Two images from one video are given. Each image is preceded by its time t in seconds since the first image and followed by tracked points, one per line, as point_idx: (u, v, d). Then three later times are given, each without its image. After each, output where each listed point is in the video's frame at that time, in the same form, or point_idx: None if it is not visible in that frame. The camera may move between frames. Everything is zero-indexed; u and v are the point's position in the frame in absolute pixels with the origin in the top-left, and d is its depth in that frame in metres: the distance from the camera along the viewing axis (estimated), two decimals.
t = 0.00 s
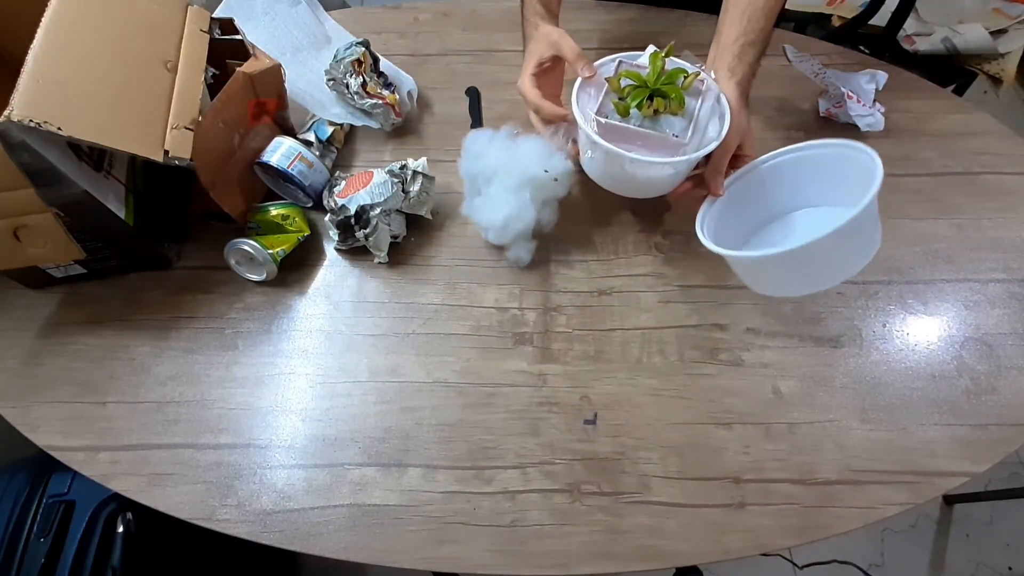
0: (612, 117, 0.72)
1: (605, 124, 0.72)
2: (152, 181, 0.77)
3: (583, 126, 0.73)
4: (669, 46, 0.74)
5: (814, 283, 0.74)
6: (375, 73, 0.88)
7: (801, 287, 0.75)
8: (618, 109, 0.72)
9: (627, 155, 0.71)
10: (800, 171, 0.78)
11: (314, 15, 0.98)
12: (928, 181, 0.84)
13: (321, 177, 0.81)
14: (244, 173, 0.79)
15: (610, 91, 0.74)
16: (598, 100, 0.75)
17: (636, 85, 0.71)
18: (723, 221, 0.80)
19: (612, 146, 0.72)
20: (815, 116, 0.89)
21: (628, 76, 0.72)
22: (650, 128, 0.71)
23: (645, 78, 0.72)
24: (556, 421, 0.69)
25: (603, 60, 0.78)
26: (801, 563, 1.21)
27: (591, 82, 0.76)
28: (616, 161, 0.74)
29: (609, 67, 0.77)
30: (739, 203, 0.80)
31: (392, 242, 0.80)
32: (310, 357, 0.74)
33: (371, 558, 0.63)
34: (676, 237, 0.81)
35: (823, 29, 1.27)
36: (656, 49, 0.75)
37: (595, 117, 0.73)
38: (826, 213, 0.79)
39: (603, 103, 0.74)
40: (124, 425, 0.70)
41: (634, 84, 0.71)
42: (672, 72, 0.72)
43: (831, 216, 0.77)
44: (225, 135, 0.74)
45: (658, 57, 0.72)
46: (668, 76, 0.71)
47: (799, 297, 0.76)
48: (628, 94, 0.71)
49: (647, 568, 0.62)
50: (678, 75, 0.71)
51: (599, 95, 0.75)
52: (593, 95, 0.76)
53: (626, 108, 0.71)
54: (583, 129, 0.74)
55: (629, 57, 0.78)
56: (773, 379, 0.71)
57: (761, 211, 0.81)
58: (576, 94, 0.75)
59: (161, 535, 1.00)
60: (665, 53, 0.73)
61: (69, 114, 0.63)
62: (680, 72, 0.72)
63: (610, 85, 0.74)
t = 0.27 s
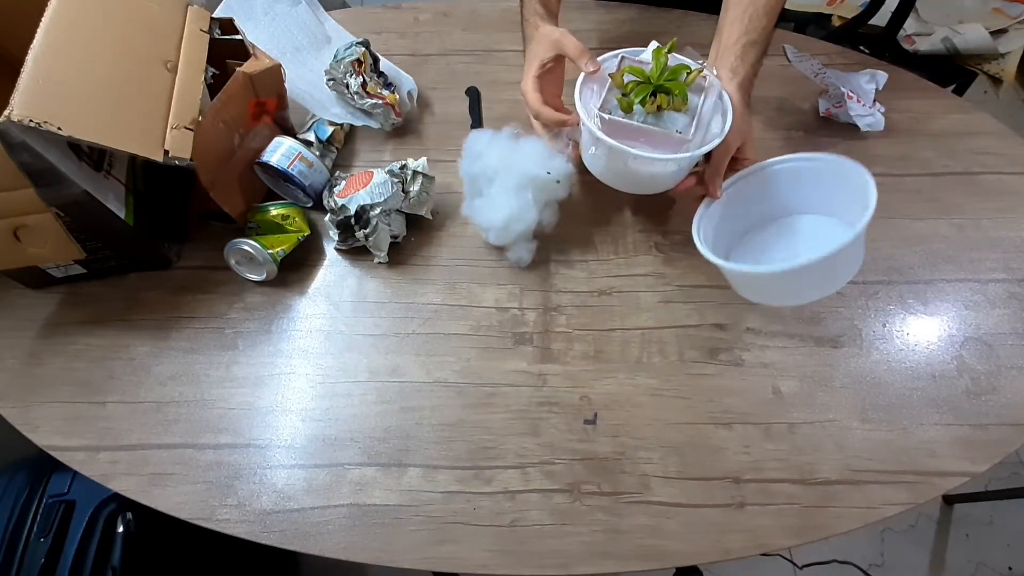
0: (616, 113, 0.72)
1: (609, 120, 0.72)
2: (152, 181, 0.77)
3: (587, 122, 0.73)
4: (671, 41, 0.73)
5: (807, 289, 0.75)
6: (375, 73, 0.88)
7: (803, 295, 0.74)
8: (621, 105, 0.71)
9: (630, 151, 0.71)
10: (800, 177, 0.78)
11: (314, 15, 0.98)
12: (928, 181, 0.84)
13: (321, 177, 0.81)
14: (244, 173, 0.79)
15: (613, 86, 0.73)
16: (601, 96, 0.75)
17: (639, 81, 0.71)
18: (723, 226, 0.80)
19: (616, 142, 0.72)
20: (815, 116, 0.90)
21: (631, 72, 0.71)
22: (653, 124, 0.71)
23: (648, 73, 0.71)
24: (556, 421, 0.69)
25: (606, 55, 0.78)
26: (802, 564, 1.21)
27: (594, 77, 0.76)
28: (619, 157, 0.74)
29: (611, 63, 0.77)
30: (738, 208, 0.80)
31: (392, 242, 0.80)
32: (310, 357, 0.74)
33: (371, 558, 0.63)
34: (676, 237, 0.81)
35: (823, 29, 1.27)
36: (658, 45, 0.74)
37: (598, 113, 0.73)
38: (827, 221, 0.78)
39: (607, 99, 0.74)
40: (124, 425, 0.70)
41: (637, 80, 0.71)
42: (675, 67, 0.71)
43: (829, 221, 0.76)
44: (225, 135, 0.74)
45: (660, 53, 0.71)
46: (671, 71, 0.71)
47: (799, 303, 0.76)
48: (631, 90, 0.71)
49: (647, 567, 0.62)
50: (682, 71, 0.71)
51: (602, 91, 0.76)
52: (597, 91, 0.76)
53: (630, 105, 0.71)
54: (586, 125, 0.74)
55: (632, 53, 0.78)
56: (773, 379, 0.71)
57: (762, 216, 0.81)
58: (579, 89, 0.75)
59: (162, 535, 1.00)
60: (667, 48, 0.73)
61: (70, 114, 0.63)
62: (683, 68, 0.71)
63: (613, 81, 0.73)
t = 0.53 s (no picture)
0: (615, 109, 0.72)
1: (608, 116, 0.72)
2: (152, 181, 0.77)
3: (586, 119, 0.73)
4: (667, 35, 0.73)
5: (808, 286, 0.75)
6: (375, 73, 0.88)
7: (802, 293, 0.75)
8: (620, 100, 0.71)
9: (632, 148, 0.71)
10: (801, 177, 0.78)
11: (314, 15, 0.98)
12: (928, 181, 0.84)
13: (321, 177, 0.81)
14: (245, 173, 0.79)
15: (611, 82, 0.73)
16: (599, 92, 0.75)
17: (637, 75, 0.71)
18: (722, 224, 0.80)
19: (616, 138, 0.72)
20: (814, 116, 0.90)
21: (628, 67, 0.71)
22: (654, 119, 0.71)
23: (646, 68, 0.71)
24: (556, 421, 0.69)
25: (603, 53, 0.78)
26: (802, 563, 1.21)
27: (592, 74, 0.76)
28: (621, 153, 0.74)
29: (609, 59, 0.77)
30: (738, 206, 0.80)
31: (392, 242, 0.80)
32: (310, 357, 0.74)
33: (371, 558, 0.63)
34: (676, 237, 0.81)
35: (823, 29, 1.27)
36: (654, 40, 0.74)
37: (597, 110, 0.73)
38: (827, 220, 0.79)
39: (606, 95, 0.73)
40: (124, 425, 0.70)
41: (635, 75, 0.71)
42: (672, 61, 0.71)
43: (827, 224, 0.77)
44: (225, 135, 0.75)
45: (657, 47, 0.71)
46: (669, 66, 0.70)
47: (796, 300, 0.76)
48: (630, 86, 0.71)
49: (647, 568, 0.62)
50: (680, 65, 0.70)
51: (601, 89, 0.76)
52: (596, 87, 0.76)
53: (629, 100, 0.70)
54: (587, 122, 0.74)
55: (630, 49, 0.77)
56: (773, 379, 0.71)
57: (760, 214, 0.82)
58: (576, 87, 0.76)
59: (162, 535, 1.00)
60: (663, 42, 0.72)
61: (69, 114, 0.63)
62: (681, 61, 0.71)
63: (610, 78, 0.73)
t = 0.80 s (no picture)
0: (616, 95, 0.72)
1: (610, 102, 0.72)
2: (152, 181, 0.77)
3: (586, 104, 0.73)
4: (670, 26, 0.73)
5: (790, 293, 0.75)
6: (375, 73, 0.88)
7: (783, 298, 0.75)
8: (622, 86, 0.72)
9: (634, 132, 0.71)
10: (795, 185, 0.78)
11: (314, 15, 0.98)
12: (928, 181, 0.84)
13: (321, 177, 0.81)
14: (245, 173, 0.79)
15: (613, 70, 0.74)
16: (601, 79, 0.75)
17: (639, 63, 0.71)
18: (710, 225, 0.80)
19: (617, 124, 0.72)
20: (814, 116, 0.90)
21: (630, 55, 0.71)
22: (655, 105, 0.71)
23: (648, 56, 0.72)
24: (556, 421, 0.69)
25: (602, 44, 0.78)
26: (801, 564, 1.21)
27: (591, 65, 0.76)
28: (621, 139, 0.74)
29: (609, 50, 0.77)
30: (728, 209, 0.81)
31: (392, 242, 0.80)
32: (310, 357, 0.74)
33: (371, 557, 0.63)
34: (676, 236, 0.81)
35: (823, 29, 1.27)
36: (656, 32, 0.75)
37: (598, 95, 0.73)
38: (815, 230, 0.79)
39: (607, 82, 0.74)
40: (124, 425, 0.70)
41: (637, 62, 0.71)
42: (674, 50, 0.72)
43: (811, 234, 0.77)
44: (225, 135, 0.75)
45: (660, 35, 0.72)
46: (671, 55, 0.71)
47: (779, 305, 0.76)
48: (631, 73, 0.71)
49: (647, 568, 0.62)
50: (681, 54, 0.71)
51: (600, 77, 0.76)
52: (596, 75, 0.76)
53: (631, 86, 0.71)
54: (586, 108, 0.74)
55: (630, 41, 0.78)
56: (773, 379, 0.71)
57: (750, 218, 0.82)
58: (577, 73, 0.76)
59: (162, 535, 1.00)
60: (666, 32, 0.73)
61: (70, 114, 0.63)
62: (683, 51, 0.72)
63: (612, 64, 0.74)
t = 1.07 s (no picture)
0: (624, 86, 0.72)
1: (618, 93, 0.72)
2: (152, 181, 0.77)
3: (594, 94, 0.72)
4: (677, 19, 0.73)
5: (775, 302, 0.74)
6: (375, 73, 0.88)
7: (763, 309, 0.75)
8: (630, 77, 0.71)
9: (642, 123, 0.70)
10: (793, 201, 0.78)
11: (314, 15, 0.98)
12: (928, 181, 0.84)
13: (321, 177, 0.81)
14: (245, 173, 0.79)
15: (619, 61, 0.73)
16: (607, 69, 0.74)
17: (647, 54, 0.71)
18: (702, 228, 0.80)
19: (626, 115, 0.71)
20: (814, 117, 0.90)
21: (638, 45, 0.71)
22: (663, 97, 0.71)
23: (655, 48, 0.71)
24: (556, 421, 0.69)
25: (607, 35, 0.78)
26: (802, 563, 1.21)
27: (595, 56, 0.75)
28: (627, 131, 0.73)
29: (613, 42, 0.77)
30: (722, 213, 0.81)
31: (392, 242, 0.80)
32: (310, 357, 0.74)
33: (371, 557, 0.63)
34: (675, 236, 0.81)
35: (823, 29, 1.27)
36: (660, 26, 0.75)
37: (606, 86, 0.72)
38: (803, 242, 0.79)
39: (614, 72, 0.73)
40: (124, 425, 0.70)
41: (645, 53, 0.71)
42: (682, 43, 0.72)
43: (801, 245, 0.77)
44: (225, 135, 0.75)
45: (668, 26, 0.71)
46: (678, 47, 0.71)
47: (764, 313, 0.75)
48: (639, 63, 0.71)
49: (647, 568, 0.62)
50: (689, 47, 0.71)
51: (605, 69, 0.75)
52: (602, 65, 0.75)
53: (639, 77, 0.71)
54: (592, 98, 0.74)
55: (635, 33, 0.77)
56: (773, 379, 0.71)
57: (742, 225, 0.82)
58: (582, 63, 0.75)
59: (162, 535, 1.00)
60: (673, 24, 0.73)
61: (70, 114, 0.63)
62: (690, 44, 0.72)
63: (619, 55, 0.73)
